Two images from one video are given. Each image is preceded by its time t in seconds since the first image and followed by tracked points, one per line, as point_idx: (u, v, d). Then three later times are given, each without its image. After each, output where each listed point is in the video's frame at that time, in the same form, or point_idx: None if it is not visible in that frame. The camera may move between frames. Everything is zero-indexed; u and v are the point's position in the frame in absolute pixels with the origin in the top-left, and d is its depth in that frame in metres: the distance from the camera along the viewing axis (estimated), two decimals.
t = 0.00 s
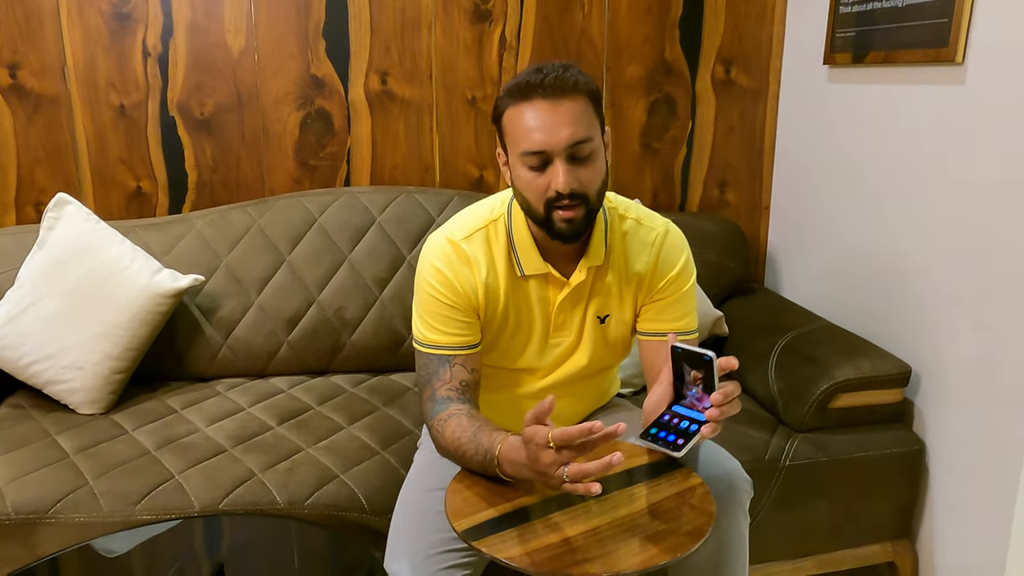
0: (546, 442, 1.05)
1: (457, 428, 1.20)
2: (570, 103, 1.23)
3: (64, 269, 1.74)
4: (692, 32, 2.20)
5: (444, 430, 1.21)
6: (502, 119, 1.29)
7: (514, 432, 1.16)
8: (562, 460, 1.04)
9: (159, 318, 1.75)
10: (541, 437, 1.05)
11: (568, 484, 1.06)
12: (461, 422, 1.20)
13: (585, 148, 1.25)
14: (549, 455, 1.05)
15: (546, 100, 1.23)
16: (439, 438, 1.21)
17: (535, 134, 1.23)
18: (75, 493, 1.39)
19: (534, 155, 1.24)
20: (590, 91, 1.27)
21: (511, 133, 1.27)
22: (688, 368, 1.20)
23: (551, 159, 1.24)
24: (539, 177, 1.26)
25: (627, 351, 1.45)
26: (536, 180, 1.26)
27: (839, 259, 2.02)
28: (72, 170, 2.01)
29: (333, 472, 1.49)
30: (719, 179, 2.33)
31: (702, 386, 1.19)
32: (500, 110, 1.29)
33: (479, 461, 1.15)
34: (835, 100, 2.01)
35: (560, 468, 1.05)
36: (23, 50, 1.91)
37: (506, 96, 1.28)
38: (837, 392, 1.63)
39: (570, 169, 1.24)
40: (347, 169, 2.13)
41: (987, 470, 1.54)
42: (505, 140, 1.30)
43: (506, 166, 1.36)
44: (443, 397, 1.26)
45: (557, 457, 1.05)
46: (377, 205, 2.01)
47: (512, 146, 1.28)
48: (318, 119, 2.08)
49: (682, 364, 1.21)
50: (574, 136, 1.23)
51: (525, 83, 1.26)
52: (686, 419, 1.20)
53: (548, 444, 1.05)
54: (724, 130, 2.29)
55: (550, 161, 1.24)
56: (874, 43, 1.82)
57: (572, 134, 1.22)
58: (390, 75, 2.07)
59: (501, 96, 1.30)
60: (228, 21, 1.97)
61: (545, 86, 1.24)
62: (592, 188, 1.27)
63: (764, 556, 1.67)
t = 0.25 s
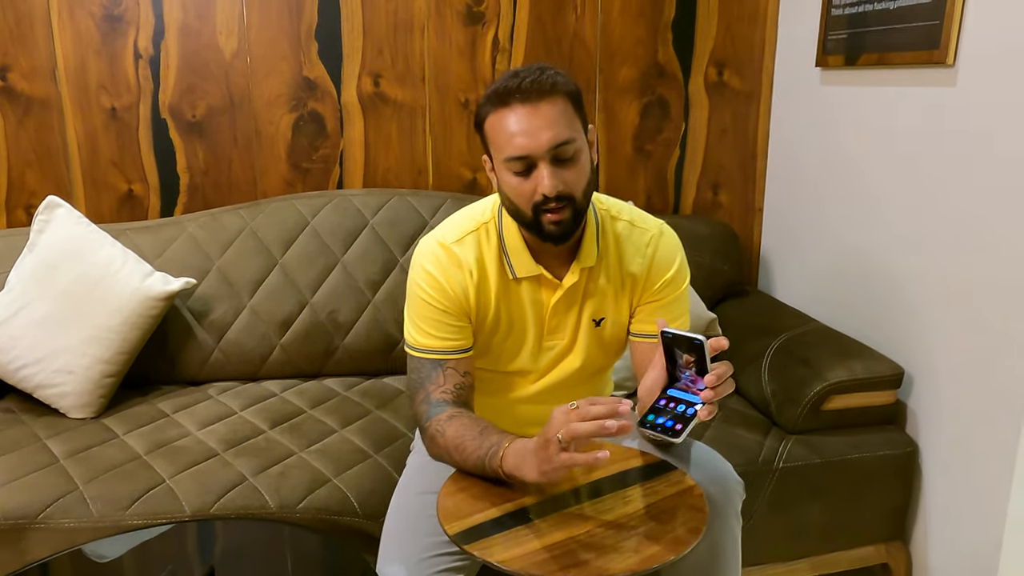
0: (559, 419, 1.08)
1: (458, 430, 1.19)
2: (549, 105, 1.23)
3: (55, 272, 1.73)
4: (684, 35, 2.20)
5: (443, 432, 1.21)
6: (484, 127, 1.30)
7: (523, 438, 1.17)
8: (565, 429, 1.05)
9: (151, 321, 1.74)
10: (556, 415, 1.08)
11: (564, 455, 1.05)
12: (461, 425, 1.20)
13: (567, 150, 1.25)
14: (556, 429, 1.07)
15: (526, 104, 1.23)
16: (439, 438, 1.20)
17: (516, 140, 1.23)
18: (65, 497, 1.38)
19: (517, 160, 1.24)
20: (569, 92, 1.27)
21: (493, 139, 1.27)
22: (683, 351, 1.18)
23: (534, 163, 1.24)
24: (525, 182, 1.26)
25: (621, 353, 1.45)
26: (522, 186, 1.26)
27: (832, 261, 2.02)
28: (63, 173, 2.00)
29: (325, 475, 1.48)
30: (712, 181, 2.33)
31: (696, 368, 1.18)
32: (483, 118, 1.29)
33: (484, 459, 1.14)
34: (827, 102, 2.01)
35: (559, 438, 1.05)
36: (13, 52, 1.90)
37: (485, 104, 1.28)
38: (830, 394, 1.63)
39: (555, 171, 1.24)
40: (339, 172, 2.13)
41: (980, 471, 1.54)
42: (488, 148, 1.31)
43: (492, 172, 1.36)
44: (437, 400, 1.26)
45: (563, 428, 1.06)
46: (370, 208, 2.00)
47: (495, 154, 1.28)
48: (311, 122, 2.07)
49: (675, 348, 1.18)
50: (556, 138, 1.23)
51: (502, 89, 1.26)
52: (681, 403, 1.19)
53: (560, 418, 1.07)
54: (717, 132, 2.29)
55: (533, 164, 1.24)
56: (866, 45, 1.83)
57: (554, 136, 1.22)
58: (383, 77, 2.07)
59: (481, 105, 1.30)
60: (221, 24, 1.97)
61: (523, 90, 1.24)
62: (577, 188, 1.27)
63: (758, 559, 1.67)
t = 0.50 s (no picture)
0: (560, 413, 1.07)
1: (459, 432, 1.18)
2: (545, 104, 1.24)
3: (48, 276, 1.72)
4: (679, 37, 2.20)
5: (443, 434, 1.19)
6: (480, 122, 1.30)
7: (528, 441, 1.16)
8: (564, 420, 1.05)
9: (144, 324, 1.74)
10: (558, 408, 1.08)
11: (564, 448, 1.05)
12: (463, 427, 1.19)
13: (559, 151, 1.25)
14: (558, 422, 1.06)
15: (522, 101, 1.24)
16: (439, 439, 1.19)
17: (510, 137, 1.23)
18: (58, 502, 1.37)
19: (509, 157, 1.25)
20: (567, 93, 1.27)
21: (488, 135, 1.27)
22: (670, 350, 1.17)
23: (526, 160, 1.24)
24: (515, 179, 1.26)
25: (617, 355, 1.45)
26: (512, 182, 1.26)
27: (827, 263, 2.02)
28: (56, 176, 1.99)
29: (320, 479, 1.48)
30: (707, 183, 2.33)
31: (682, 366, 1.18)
32: (480, 112, 1.29)
33: (488, 460, 1.13)
34: (822, 104, 2.02)
35: (558, 432, 1.05)
36: (6, 54, 1.89)
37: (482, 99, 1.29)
38: (825, 395, 1.63)
39: (546, 170, 1.24)
40: (334, 174, 2.12)
41: (975, 472, 1.55)
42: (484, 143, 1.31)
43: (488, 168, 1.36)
44: (433, 403, 1.26)
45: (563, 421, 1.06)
46: (365, 210, 2.00)
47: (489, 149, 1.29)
48: (306, 124, 2.07)
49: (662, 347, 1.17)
50: (548, 137, 1.23)
51: (500, 84, 1.26)
52: (669, 403, 1.18)
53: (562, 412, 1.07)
54: (712, 134, 2.29)
55: (525, 163, 1.25)
56: (861, 47, 1.83)
57: (546, 136, 1.23)
58: (377, 79, 2.07)
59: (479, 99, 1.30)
60: (215, 26, 1.96)
61: (521, 87, 1.24)
62: (568, 188, 1.27)
63: (754, 560, 1.66)
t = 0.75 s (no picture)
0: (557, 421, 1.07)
1: (456, 432, 1.18)
2: (547, 96, 1.24)
3: (43, 276, 1.71)
4: (675, 37, 2.20)
5: (440, 434, 1.19)
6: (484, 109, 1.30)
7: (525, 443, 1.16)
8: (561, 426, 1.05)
9: (140, 325, 1.73)
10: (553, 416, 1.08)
11: (563, 453, 1.04)
12: (459, 427, 1.19)
13: (555, 143, 1.25)
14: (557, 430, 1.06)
15: (526, 90, 1.25)
16: (436, 440, 1.19)
17: (507, 121, 1.24)
18: (53, 503, 1.37)
19: (504, 142, 1.25)
20: (571, 91, 1.28)
21: (489, 121, 1.28)
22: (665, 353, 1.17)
23: (519, 147, 1.25)
24: (508, 166, 1.26)
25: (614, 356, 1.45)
26: (504, 168, 1.27)
27: (823, 263, 2.03)
28: (51, 176, 1.99)
29: (316, 479, 1.47)
30: (703, 183, 2.33)
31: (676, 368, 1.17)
32: (485, 101, 1.30)
33: (486, 460, 1.13)
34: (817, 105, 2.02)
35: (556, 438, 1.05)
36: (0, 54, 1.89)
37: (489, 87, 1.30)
38: (821, 395, 1.64)
39: (538, 159, 1.24)
40: (330, 175, 2.12)
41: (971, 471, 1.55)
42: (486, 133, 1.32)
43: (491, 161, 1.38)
44: (430, 403, 1.25)
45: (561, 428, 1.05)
46: (361, 210, 1.99)
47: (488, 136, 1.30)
48: (301, 124, 2.07)
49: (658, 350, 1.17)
50: (544, 127, 1.23)
51: (507, 74, 1.28)
52: (665, 403, 1.18)
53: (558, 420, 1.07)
54: (707, 135, 2.30)
55: (519, 149, 1.25)
56: (856, 48, 1.84)
57: (542, 125, 1.23)
58: (373, 80, 2.07)
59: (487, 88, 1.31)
60: (210, 26, 1.96)
61: (527, 76, 1.26)
62: (559, 182, 1.26)
63: (750, 560, 1.67)
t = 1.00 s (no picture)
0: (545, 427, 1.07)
1: (450, 432, 1.18)
2: (552, 99, 1.24)
3: (35, 277, 1.70)
4: (669, 37, 2.20)
5: (434, 434, 1.19)
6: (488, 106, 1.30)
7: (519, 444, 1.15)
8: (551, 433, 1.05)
9: (133, 326, 1.72)
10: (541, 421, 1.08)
11: (553, 460, 1.04)
12: (453, 426, 1.19)
13: (557, 145, 1.25)
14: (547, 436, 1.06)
15: (531, 91, 1.24)
16: (429, 440, 1.19)
17: (510, 121, 1.24)
18: (45, 505, 1.36)
19: (505, 141, 1.25)
20: (576, 94, 1.28)
21: (491, 119, 1.27)
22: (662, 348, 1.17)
23: (520, 147, 1.24)
24: (508, 164, 1.26)
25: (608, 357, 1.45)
26: (503, 167, 1.26)
27: (817, 262, 2.03)
28: (43, 176, 1.98)
29: (310, 480, 1.47)
30: (698, 183, 2.33)
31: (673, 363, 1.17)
32: (489, 99, 1.30)
33: (479, 461, 1.13)
34: (811, 105, 2.02)
35: (546, 444, 1.05)
36: None
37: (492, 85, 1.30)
38: (815, 394, 1.64)
39: (539, 160, 1.24)
40: (324, 174, 2.12)
41: (964, 469, 1.55)
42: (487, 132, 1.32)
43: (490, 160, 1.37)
44: (424, 402, 1.25)
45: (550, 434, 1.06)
46: (355, 210, 1.99)
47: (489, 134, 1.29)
48: (295, 124, 2.06)
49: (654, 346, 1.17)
50: (546, 128, 1.23)
51: (512, 72, 1.27)
52: (658, 396, 1.18)
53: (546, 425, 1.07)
54: (702, 134, 2.30)
55: (520, 148, 1.25)
56: (850, 47, 1.84)
57: (545, 126, 1.23)
58: (368, 79, 2.06)
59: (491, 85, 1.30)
60: (203, 26, 1.95)
61: (533, 77, 1.25)
62: (560, 183, 1.26)
63: (744, 559, 1.67)
